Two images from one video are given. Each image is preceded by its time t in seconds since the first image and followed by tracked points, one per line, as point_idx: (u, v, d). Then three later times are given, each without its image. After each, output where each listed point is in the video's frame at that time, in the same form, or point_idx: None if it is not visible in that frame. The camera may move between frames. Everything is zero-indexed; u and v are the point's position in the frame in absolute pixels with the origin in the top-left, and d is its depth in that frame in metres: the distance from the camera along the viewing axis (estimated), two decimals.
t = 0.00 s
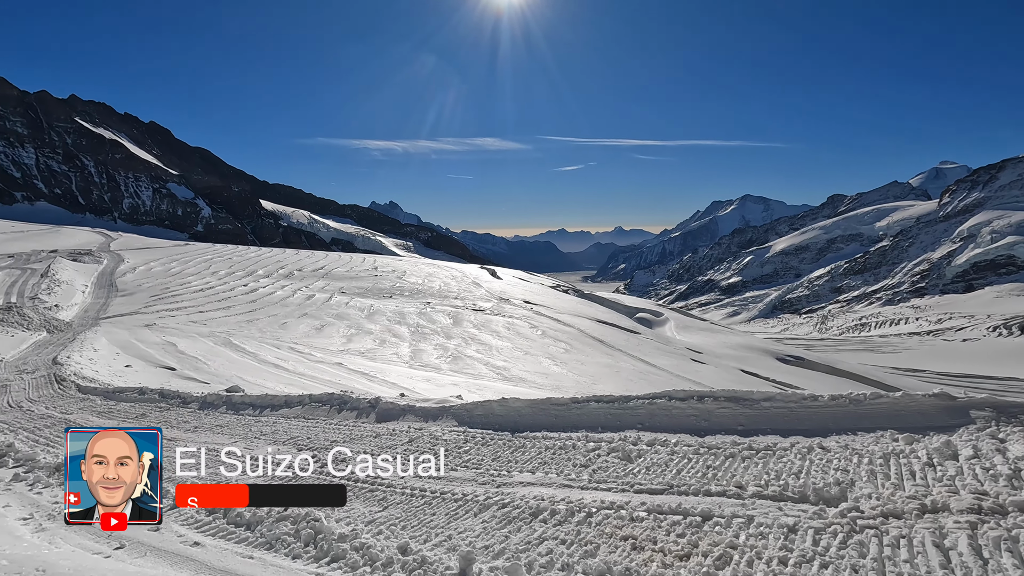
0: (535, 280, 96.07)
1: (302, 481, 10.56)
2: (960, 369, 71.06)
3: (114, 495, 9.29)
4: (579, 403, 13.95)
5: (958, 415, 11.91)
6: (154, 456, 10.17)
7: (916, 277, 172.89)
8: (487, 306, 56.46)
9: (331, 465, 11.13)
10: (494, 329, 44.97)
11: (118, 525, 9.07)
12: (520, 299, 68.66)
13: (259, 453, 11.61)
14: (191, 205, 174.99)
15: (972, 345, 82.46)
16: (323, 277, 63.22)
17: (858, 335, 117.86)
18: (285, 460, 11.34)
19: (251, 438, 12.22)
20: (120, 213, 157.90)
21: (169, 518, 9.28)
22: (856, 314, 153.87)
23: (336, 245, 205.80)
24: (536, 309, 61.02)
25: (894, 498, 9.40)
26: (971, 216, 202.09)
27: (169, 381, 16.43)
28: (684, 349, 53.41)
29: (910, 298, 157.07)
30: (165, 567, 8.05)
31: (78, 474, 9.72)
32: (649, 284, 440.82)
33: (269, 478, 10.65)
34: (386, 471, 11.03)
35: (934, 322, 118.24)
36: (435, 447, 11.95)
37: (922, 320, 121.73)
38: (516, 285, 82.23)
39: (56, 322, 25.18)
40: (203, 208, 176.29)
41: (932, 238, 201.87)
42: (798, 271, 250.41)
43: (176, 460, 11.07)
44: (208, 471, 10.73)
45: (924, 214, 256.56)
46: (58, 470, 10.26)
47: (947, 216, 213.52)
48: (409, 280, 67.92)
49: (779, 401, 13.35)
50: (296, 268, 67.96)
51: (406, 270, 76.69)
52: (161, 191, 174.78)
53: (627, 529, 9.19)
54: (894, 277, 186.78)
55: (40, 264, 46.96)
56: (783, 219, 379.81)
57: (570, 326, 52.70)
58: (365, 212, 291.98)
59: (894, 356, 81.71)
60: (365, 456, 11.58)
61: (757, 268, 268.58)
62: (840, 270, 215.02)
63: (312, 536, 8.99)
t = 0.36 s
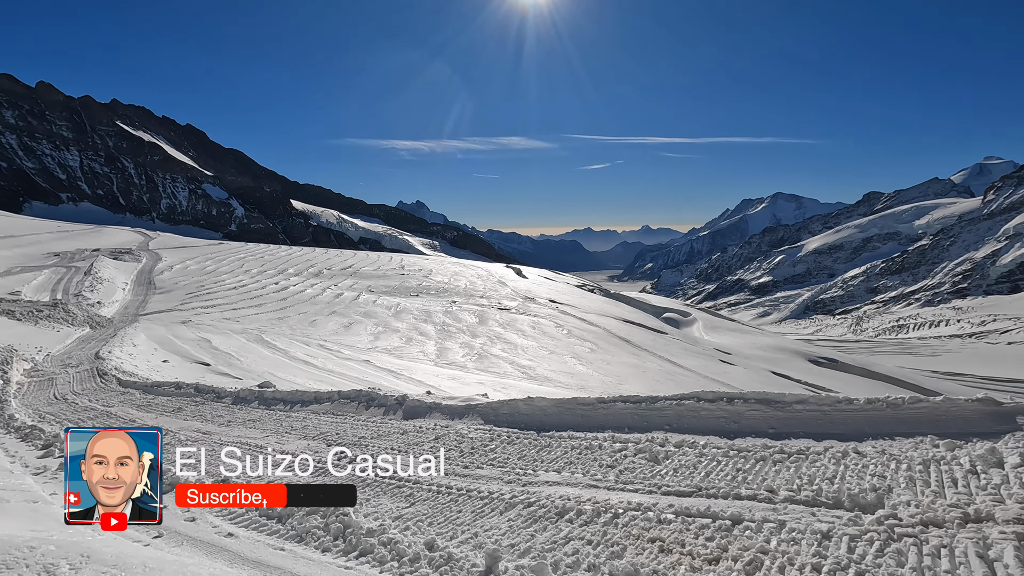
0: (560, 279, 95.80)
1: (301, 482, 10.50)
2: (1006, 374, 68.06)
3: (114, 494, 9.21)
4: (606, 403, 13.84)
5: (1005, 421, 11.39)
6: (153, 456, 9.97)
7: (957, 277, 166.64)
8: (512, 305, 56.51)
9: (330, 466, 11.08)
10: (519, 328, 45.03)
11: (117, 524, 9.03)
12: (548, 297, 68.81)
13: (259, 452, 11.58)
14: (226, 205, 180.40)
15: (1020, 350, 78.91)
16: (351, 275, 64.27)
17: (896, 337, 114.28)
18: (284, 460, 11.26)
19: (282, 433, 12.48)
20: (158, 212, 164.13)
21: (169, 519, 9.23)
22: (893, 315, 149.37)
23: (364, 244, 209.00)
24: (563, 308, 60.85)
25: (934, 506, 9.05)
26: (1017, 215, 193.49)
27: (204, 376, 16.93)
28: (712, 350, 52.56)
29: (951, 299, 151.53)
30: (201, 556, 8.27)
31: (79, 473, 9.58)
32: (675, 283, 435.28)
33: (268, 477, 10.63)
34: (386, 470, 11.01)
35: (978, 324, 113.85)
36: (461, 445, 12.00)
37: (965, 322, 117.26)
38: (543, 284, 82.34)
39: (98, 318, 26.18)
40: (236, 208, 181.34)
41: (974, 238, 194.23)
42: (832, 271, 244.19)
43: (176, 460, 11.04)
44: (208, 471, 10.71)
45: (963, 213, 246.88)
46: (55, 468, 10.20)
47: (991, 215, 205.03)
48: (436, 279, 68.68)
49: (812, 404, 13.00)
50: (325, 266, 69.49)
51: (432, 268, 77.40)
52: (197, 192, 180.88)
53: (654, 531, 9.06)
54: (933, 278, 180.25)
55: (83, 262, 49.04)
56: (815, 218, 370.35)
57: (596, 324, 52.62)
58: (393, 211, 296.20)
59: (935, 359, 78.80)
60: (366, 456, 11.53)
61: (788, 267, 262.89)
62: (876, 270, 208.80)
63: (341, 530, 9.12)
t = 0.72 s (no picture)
0: (586, 279, 95.38)
1: (301, 483, 10.41)
2: None
3: (114, 494, 8.88)
4: (633, 403, 13.70)
5: None
6: (153, 456, 9.71)
7: (1002, 278, 160.11)
8: (537, 304, 56.47)
9: (330, 466, 11.02)
10: (544, 327, 44.96)
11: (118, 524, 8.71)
12: (574, 296, 68.98)
13: (260, 453, 11.49)
14: (258, 206, 185.45)
15: None
16: (379, 274, 65.21)
17: (937, 340, 110.33)
18: (284, 460, 11.20)
19: (311, 429, 12.69)
20: (194, 212, 170.17)
21: (169, 519, 9.07)
22: (933, 317, 144.28)
23: (391, 243, 211.69)
24: (588, 307, 61.01)
25: (978, 516, 8.66)
26: None
27: (236, 372, 17.38)
28: (740, 351, 51.62)
29: (995, 301, 145.63)
30: (234, 548, 8.45)
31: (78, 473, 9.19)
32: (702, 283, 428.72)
33: (267, 477, 10.55)
34: (386, 470, 10.98)
35: None
36: (487, 443, 12.02)
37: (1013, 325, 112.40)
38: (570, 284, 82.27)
39: (136, 315, 27.08)
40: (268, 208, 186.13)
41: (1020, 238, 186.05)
42: (867, 270, 237.28)
43: (176, 461, 10.88)
44: (208, 470, 10.59)
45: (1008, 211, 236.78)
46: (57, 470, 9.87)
47: None
48: (462, 278, 69.27)
49: (847, 408, 12.63)
50: (353, 265, 70.70)
51: (457, 267, 78.00)
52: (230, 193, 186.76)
53: (682, 534, 8.90)
54: (976, 279, 173.44)
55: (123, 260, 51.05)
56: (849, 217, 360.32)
57: (622, 324, 52.35)
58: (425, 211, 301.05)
59: (980, 364, 75.58)
60: (365, 456, 11.49)
61: (820, 267, 256.71)
62: (914, 270, 201.98)
63: (369, 525, 9.22)
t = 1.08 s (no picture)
0: (612, 279, 94.72)
1: (303, 484, 10.33)
2: None
3: (114, 494, 8.52)
4: (659, 405, 13.53)
5: None
6: (154, 455, 9.27)
7: None
8: (562, 304, 56.33)
9: (330, 466, 10.97)
10: (568, 327, 44.81)
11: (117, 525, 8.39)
12: (598, 296, 68.65)
13: (260, 453, 11.42)
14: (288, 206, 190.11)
15: None
16: (404, 273, 66.01)
17: (983, 343, 105.95)
18: (285, 460, 11.13)
19: (339, 425, 12.89)
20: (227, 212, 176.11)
21: (169, 519, 8.75)
22: (975, 320, 138.97)
23: (417, 242, 213.72)
24: (613, 307, 60.70)
25: None
26: None
27: (267, 369, 17.77)
28: (770, 353, 50.59)
29: None
30: (266, 540, 8.64)
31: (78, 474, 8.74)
32: (728, 284, 421.15)
33: (268, 477, 10.48)
34: (385, 470, 10.93)
35: None
36: (512, 442, 12.02)
37: None
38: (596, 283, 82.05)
39: (172, 312, 27.98)
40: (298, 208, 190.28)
41: None
42: (903, 271, 229.80)
43: (176, 462, 10.71)
44: (208, 471, 10.48)
45: None
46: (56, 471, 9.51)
47: None
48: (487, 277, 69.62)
49: (883, 412, 12.23)
50: (379, 264, 71.71)
51: (482, 267, 78.41)
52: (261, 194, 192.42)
53: (710, 538, 8.74)
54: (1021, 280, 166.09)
55: (161, 259, 52.95)
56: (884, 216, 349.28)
57: (647, 324, 51.84)
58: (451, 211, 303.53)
59: None
60: (365, 456, 11.45)
61: (853, 267, 250.02)
62: (955, 271, 194.78)
63: (395, 521, 9.30)
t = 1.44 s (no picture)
0: (637, 279, 93.91)
1: (304, 484, 10.23)
2: None
3: (114, 494, 8.31)
4: (686, 407, 13.33)
5: None
6: (154, 455, 8.94)
7: None
8: (585, 304, 56.09)
9: (330, 466, 10.92)
10: (593, 327, 44.61)
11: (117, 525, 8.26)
12: (622, 296, 68.17)
13: (259, 451, 11.38)
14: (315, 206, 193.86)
15: None
16: (428, 272, 66.60)
17: None
18: (284, 460, 11.07)
19: (365, 422, 13.06)
20: (257, 212, 181.35)
21: (170, 519, 8.54)
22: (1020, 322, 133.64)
23: (441, 241, 215.35)
24: (638, 307, 60.22)
25: None
26: None
27: (295, 366, 18.12)
28: (799, 355, 49.50)
29: None
30: (296, 534, 8.80)
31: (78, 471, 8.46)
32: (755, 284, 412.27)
33: (270, 478, 10.44)
34: (386, 471, 10.89)
35: None
36: (536, 442, 11.99)
37: None
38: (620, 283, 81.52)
39: (204, 310, 28.75)
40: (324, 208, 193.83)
41: None
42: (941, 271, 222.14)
43: (175, 462, 10.57)
44: (209, 470, 10.41)
45: None
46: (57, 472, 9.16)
47: None
48: (511, 277, 69.78)
49: (920, 418, 11.82)
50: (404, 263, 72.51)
51: (506, 267, 78.62)
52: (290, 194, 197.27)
53: (739, 543, 8.58)
54: None
55: (194, 258, 54.66)
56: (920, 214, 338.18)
57: (673, 325, 51.11)
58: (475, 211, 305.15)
59: None
60: (366, 456, 11.42)
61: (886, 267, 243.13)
62: (997, 271, 187.57)
63: (421, 518, 9.37)
